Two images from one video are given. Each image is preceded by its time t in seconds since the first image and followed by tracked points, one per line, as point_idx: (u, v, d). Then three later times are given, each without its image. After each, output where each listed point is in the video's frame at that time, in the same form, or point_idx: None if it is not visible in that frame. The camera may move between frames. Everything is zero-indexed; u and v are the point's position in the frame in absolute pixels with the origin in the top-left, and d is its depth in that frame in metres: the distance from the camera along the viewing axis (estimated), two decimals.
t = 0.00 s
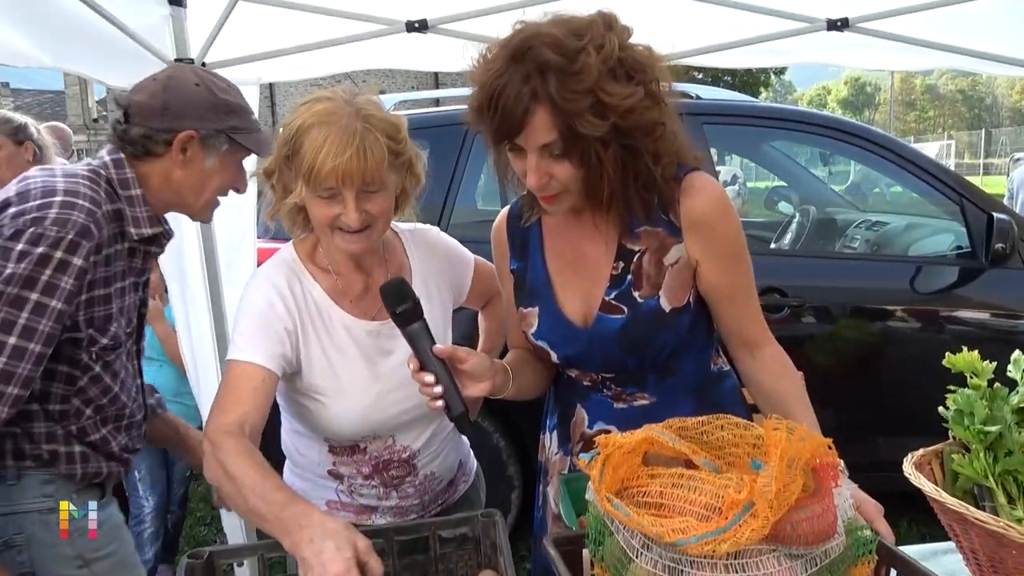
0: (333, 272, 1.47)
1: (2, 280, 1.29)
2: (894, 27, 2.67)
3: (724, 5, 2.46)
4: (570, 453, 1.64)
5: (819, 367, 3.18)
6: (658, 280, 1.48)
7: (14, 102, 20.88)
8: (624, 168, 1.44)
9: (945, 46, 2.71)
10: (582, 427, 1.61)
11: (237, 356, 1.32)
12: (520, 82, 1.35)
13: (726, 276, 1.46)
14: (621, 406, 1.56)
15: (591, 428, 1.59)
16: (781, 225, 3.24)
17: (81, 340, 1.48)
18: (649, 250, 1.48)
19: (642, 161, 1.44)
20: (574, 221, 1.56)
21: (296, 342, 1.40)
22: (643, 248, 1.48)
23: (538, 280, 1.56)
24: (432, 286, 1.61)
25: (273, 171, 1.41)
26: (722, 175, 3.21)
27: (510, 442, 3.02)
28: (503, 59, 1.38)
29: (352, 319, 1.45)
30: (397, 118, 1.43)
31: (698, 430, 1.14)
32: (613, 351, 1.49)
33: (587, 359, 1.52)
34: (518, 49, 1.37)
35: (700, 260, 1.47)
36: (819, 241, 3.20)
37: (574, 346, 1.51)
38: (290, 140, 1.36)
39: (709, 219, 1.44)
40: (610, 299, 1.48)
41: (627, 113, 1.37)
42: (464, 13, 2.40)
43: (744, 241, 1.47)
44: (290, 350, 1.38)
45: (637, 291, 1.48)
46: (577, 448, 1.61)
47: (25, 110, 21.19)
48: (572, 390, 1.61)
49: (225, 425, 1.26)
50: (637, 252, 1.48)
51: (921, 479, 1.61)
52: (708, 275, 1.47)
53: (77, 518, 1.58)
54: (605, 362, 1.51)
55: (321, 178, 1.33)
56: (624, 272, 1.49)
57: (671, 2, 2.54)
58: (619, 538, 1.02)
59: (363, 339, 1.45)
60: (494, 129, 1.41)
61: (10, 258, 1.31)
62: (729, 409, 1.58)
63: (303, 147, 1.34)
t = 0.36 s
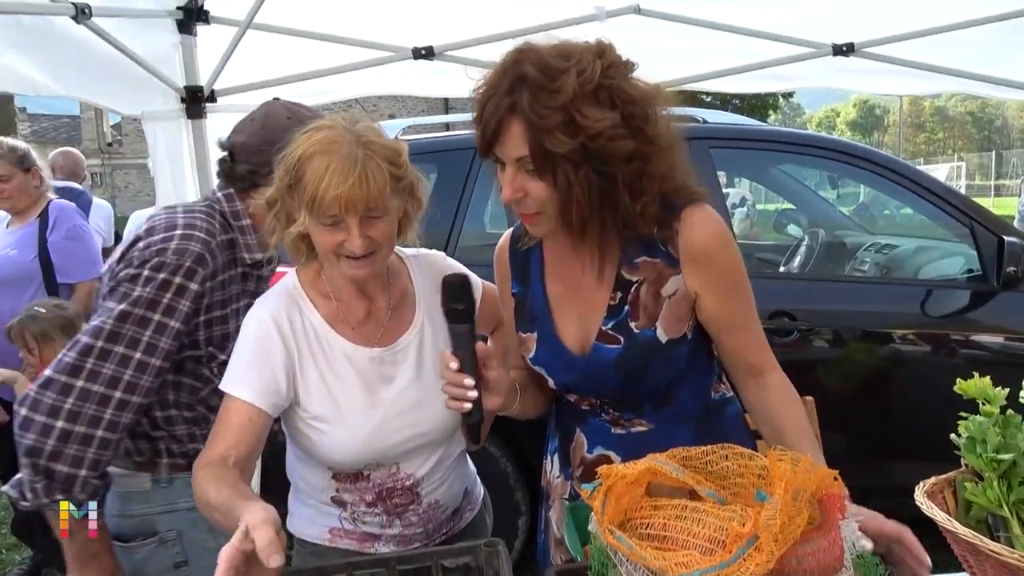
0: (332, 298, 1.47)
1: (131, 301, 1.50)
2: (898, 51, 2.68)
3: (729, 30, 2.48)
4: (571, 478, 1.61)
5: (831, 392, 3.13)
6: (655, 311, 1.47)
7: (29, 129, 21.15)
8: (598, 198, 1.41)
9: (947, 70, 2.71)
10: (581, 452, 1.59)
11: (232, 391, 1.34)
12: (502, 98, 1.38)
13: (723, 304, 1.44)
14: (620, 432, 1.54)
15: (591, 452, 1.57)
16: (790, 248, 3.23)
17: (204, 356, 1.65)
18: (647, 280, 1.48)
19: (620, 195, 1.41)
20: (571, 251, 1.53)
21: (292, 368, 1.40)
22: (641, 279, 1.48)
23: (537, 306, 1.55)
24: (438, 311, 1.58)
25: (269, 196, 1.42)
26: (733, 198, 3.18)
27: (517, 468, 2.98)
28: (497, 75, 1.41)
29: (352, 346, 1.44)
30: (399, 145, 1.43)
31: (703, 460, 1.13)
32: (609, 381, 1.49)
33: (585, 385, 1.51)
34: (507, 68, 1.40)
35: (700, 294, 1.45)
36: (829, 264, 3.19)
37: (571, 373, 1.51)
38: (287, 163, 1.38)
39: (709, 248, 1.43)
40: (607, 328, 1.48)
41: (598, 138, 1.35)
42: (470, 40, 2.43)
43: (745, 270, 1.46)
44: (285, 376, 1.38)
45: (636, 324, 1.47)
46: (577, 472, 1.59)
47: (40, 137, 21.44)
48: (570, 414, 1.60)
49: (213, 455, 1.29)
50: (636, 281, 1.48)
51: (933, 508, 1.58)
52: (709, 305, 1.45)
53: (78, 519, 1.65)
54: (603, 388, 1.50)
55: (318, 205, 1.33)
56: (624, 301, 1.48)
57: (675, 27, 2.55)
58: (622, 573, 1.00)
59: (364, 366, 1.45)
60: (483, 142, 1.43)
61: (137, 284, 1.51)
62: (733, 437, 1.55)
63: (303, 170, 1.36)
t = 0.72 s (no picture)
0: (333, 301, 1.48)
1: (229, 281, 1.72)
2: (906, 52, 2.65)
3: (733, 32, 2.47)
4: (568, 476, 1.61)
5: (838, 394, 3.11)
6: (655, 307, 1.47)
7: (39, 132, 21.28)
8: (607, 192, 1.41)
9: (956, 71, 2.66)
10: (579, 450, 1.58)
11: (234, 394, 1.35)
12: (501, 101, 1.38)
13: (716, 303, 1.42)
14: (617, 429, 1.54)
15: (588, 451, 1.56)
16: (797, 249, 3.22)
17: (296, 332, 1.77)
18: (647, 277, 1.48)
19: (627, 188, 1.41)
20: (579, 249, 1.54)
21: (292, 371, 1.41)
22: (641, 276, 1.48)
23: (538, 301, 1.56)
24: (439, 316, 1.58)
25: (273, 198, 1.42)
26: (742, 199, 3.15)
27: (522, 470, 2.98)
28: (496, 77, 1.42)
29: (353, 350, 1.44)
30: (400, 152, 1.43)
31: (703, 462, 1.12)
32: (608, 376, 1.49)
33: (582, 381, 1.52)
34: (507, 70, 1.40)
35: (695, 289, 1.44)
36: (835, 266, 3.19)
37: (570, 369, 1.51)
38: (286, 167, 1.39)
39: (703, 246, 1.43)
40: (607, 324, 1.48)
41: (603, 134, 1.34)
42: (474, 42, 2.42)
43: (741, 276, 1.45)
44: (285, 378, 1.39)
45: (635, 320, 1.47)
46: (574, 470, 1.59)
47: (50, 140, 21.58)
48: (568, 411, 1.61)
49: (215, 456, 1.32)
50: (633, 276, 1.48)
51: (936, 511, 1.57)
52: (702, 302, 1.43)
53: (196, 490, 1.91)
54: (600, 384, 1.50)
55: (313, 210, 1.34)
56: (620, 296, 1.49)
57: (680, 29, 2.54)
58: None
59: (364, 370, 1.45)
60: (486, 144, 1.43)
61: (236, 265, 1.74)
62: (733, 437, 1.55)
63: (302, 173, 1.36)
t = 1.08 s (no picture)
0: (332, 302, 1.48)
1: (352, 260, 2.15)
2: (907, 53, 2.64)
3: (735, 31, 2.47)
4: (562, 479, 1.60)
5: (841, 394, 3.11)
6: (649, 310, 1.48)
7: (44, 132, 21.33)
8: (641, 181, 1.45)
9: (956, 70, 2.66)
10: (575, 453, 1.58)
11: (232, 393, 1.35)
12: (539, 96, 1.36)
13: (706, 311, 1.43)
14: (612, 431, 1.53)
15: (584, 452, 1.56)
16: (801, 248, 3.21)
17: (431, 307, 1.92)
18: (643, 280, 1.48)
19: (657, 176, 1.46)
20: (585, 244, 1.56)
21: (292, 372, 1.41)
22: (637, 279, 1.48)
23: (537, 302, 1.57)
24: (438, 317, 1.58)
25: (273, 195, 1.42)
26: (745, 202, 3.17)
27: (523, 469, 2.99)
28: (523, 75, 1.41)
29: (352, 352, 1.45)
30: (398, 151, 1.44)
31: (699, 461, 1.12)
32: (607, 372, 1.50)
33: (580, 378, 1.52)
34: (536, 66, 1.41)
35: (687, 293, 1.45)
36: (838, 265, 3.18)
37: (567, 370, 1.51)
38: (284, 168, 1.39)
39: (696, 251, 1.44)
40: (603, 327, 1.49)
41: (646, 121, 1.40)
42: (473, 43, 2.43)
43: (733, 283, 1.46)
44: (285, 379, 1.39)
45: (630, 322, 1.48)
46: (569, 472, 1.58)
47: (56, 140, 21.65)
48: (566, 414, 1.60)
49: (212, 462, 1.28)
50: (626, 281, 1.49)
51: (936, 510, 1.57)
52: (690, 309, 1.44)
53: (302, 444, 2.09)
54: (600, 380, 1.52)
55: (310, 209, 1.34)
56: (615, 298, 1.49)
57: (681, 28, 2.54)
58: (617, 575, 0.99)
59: (361, 371, 1.45)
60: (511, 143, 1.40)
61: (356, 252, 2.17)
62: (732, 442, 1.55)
63: (301, 171, 1.36)
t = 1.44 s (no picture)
0: (331, 301, 1.49)
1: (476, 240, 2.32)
2: (912, 52, 2.63)
3: (739, 32, 2.46)
4: (554, 480, 1.57)
5: (844, 395, 3.10)
6: (672, 287, 1.54)
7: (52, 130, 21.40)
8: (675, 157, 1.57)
9: (961, 71, 2.64)
10: (573, 450, 1.56)
11: (224, 389, 1.34)
12: (636, 75, 1.38)
13: (722, 292, 1.52)
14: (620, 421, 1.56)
15: (585, 447, 1.55)
16: (804, 249, 3.21)
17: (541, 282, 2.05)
18: (664, 258, 1.54)
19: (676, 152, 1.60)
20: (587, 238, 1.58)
21: (289, 367, 1.41)
22: (658, 257, 1.54)
23: (544, 289, 1.56)
24: (439, 317, 1.58)
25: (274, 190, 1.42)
26: (750, 201, 3.16)
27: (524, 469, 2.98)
28: (604, 44, 1.41)
29: (350, 350, 1.45)
30: (399, 144, 1.44)
31: (696, 462, 1.13)
32: (610, 359, 1.52)
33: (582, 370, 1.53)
34: (626, 43, 1.41)
35: (706, 272, 1.53)
36: (842, 266, 3.18)
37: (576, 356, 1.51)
38: (286, 160, 1.39)
39: (711, 234, 1.55)
40: (628, 306, 1.53)
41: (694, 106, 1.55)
42: (476, 43, 2.43)
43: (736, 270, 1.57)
44: (281, 376, 1.39)
45: (655, 298, 1.53)
46: (567, 470, 1.56)
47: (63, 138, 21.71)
48: (561, 409, 1.57)
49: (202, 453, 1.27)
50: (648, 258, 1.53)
51: (935, 512, 1.57)
52: (706, 290, 1.53)
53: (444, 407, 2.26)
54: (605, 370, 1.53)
55: (312, 196, 1.34)
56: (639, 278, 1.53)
57: (685, 28, 2.54)
58: None
59: (360, 369, 1.45)
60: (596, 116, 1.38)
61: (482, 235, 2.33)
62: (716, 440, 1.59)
63: (299, 164, 1.37)
